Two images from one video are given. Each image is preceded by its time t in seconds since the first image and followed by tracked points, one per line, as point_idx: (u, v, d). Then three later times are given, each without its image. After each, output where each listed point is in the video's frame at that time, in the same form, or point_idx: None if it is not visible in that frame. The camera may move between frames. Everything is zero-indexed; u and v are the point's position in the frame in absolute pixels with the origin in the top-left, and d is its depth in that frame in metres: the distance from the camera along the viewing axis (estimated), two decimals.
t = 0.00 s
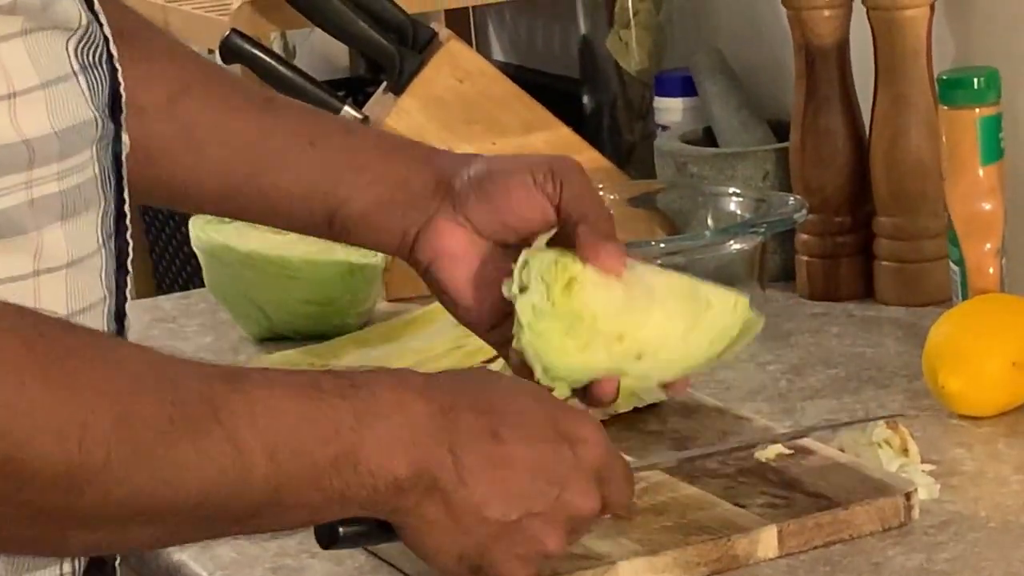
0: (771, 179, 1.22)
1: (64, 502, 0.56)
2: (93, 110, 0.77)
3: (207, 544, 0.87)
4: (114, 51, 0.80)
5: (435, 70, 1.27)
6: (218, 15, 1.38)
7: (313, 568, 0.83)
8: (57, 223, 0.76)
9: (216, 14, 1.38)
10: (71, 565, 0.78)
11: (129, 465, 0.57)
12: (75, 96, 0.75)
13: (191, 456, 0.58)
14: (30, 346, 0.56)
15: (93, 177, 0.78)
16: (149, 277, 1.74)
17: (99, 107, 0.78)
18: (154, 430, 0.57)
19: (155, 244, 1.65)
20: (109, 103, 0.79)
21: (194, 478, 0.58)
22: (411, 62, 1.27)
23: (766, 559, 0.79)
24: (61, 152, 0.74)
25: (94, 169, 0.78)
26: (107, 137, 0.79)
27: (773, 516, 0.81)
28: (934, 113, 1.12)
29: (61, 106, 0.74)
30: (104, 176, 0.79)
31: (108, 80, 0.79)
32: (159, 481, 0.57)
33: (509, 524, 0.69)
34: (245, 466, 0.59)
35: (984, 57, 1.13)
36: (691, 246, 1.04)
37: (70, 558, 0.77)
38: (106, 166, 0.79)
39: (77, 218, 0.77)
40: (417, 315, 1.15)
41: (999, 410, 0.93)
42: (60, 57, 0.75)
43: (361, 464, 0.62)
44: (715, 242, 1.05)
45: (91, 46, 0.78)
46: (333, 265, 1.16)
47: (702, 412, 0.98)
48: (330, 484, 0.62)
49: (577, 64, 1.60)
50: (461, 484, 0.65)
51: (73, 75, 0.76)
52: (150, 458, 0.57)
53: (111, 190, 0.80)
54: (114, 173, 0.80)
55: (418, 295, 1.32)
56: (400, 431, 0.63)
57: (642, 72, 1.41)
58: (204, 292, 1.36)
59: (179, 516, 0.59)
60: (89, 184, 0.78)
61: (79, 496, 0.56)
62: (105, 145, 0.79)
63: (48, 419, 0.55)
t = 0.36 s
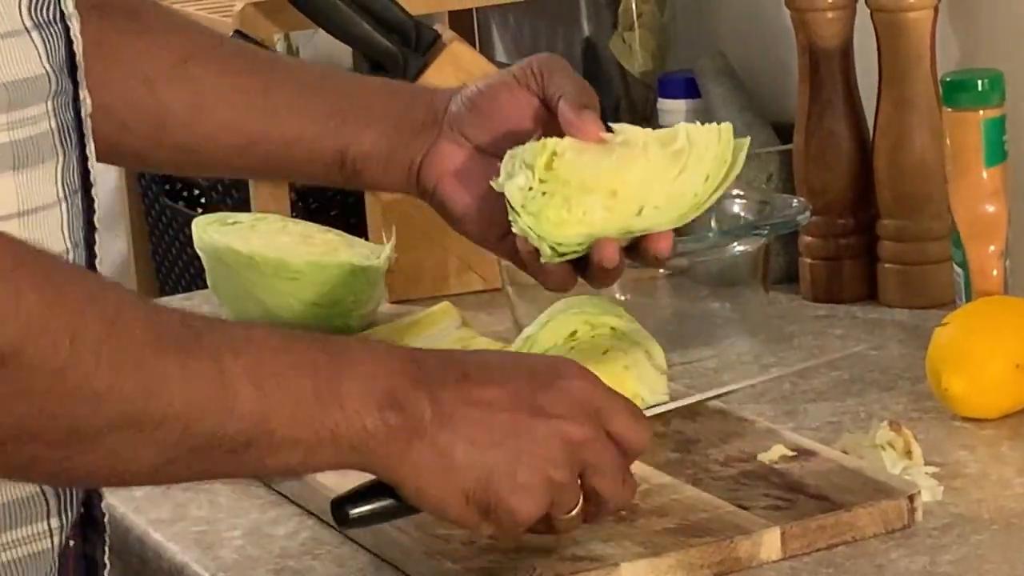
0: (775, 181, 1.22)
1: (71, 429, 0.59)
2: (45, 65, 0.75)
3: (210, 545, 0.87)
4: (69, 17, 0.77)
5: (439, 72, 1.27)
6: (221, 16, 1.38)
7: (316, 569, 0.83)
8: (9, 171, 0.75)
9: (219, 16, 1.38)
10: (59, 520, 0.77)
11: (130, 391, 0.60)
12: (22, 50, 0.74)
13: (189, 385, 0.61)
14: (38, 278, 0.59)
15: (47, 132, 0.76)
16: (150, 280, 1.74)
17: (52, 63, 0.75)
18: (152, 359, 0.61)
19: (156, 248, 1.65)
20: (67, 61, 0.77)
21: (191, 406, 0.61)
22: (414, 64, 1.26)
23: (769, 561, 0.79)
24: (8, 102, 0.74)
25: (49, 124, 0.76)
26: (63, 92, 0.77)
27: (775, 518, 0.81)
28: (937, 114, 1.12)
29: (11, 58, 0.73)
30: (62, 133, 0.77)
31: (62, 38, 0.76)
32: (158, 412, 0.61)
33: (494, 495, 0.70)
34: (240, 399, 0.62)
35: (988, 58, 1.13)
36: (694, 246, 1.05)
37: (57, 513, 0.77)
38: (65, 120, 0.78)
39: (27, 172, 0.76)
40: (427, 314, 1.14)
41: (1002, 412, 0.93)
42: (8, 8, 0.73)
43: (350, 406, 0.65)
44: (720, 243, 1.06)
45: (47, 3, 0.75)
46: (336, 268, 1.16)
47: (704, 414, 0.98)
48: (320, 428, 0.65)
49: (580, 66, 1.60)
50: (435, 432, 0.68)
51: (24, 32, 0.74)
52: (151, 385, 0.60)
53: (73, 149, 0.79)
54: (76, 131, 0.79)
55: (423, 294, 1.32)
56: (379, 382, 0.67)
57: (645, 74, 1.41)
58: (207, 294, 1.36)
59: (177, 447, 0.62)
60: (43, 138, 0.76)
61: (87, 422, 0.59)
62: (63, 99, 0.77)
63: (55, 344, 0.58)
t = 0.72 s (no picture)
0: (785, 178, 1.22)
1: (88, 371, 0.61)
2: (20, 43, 0.72)
3: (220, 540, 0.87)
4: None
5: (449, 68, 1.27)
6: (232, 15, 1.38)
7: (326, 565, 0.83)
8: None
9: (230, 14, 1.39)
10: (22, 477, 0.74)
11: (156, 339, 0.61)
12: None
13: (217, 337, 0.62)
14: (47, 217, 0.60)
15: (20, 107, 0.73)
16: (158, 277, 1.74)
17: (28, 42, 0.72)
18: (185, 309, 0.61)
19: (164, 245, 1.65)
20: (43, 38, 0.73)
21: (216, 359, 0.62)
22: (424, 60, 1.27)
23: (779, 558, 0.79)
24: None
25: (22, 100, 0.73)
26: (38, 71, 0.73)
27: (785, 514, 0.81)
28: (948, 112, 1.12)
29: None
30: (37, 110, 0.74)
31: (39, 19, 0.73)
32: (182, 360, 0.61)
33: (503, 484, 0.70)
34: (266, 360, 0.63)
35: (999, 56, 1.13)
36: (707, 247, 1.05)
37: (19, 469, 0.74)
38: (39, 97, 0.74)
39: None
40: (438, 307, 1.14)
41: (1012, 409, 0.93)
42: None
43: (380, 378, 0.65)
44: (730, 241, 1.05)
45: None
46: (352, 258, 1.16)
47: (714, 411, 0.98)
48: (332, 382, 0.64)
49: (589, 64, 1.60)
50: (469, 399, 0.67)
51: None
52: (177, 333, 0.61)
53: (48, 124, 0.75)
54: (52, 107, 0.75)
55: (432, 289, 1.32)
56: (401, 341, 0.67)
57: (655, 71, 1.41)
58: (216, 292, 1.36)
59: (203, 394, 0.63)
60: (16, 115, 0.73)
61: (106, 366, 0.61)
62: (37, 76, 0.73)
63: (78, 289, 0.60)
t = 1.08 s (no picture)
0: (795, 171, 1.22)
1: (68, 420, 0.59)
2: (31, 50, 0.73)
3: (230, 533, 0.87)
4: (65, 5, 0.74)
5: (458, 62, 1.26)
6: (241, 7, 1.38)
7: (336, 558, 0.83)
8: None
9: (240, 6, 1.39)
10: (41, 492, 0.74)
11: (139, 392, 0.59)
12: (5, 36, 0.72)
13: (202, 384, 0.60)
14: None
15: (30, 116, 0.73)
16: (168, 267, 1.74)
17: (38, 51, 0.73)
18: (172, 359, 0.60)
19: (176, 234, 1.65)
20: (58, 46, 0.74)
21: (199, 404, 0.61)
22: (433, 53, 1.27)
23: (790, 551, 0.79)
24: None
25: (32, 108, 0.73)
26: (51, 78, 0.74)
27: (796, 507, 0.81)
28: (958, 105, 1.12)
29: None
30: (49, 118, 0.74)
31: (56, 27, 0.74)
32: (164, 407, 0.60)
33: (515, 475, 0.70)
34: (249, 400, 0.62)
35: (1010, 49, 1.13)
36: (716, 237, 1.04)
37: (43, 485, 0.74)
38: (53, 105, 0.74)
39: (6, 155, 0.72)
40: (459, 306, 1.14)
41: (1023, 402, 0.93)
42: None
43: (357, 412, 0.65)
44: (739, 233, 1.04)
45: None
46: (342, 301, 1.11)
47: (724, 404, 0.98)
48: (245, 403, 0.62)
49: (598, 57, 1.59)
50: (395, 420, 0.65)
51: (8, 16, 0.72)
52: (163, 384, 0.60)
53: (63, 134, 0.75)
54: (66, 117, 0.75)
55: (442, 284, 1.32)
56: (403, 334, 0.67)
57: (664, 63, 1.41)
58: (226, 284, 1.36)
59: (112, 422, 0.60)
60: (26, 122, 0.73)
61: (86, 416, 0.59)
62: (49, 85, 0.74)
63: (61, 346, 0.58)
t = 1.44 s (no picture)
0: (795, 166, 1.22)
1: (78, 433, 0.59)
2: (55, 75, 0.75)
3: (230, 531, 0.87)
4: (88, 27, 0.77)
5: (458, 57, 1.27)
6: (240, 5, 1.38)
7: (337, 556, 0.83)
8: (9, 182, 0.74)
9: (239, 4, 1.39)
10: (62, 526, 0.78)
11: (145, 397, 0.59)
12: (31, 60, 0.74)
13: (211, 381, 0.60)
14: None
15: (55, 141, 0.76)
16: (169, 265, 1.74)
17: (63, 74, 0.75)
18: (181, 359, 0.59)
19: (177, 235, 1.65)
20: (81, 72, 0.77)
21: (209, 402, 0.60)
22: (433, 49, 1.27)
23: (791, 546, 0.79)
24: (12, 111, 0.73)
25: (57, 133, 0.76)
26: (76, 102, 0.76)
27: (797, 503, 0.81)
28: (958, 100, 1.11)
29: (17, 67, 0.73)
30: (73, 142, 0.77)
31: (80, 49, 0.77)
32: (174, 409, 0.60)
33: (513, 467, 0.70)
34: (260, 391, 0.61)
35: (1010, 43, 1.13)
36: (717, 233, 1.04)
37: (59, 519, 0.78)
38: (77, 130, 0.77)
39: (35, 182, 0.75)
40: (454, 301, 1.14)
41: None
42: (21, 20, 0.73)
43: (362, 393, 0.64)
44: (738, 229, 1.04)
45: (62, 12, 0.76)
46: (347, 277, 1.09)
47: (725, 399, 0.97)
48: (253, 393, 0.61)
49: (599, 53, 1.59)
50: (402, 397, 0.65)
51: (37, 40, 0.74)
52: (170, 388, 0.59)
53: (86, 159, 0.78)
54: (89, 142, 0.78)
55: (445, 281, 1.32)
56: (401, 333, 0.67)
57: (665, 60, 1.40)
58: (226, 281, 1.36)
59: (119, 427, 0.60)
60: (52, 148, 0.75)
61: (94, 428, 0.59)
62: (74, 110, 0.76)
63: (68, 363, 0.58)
